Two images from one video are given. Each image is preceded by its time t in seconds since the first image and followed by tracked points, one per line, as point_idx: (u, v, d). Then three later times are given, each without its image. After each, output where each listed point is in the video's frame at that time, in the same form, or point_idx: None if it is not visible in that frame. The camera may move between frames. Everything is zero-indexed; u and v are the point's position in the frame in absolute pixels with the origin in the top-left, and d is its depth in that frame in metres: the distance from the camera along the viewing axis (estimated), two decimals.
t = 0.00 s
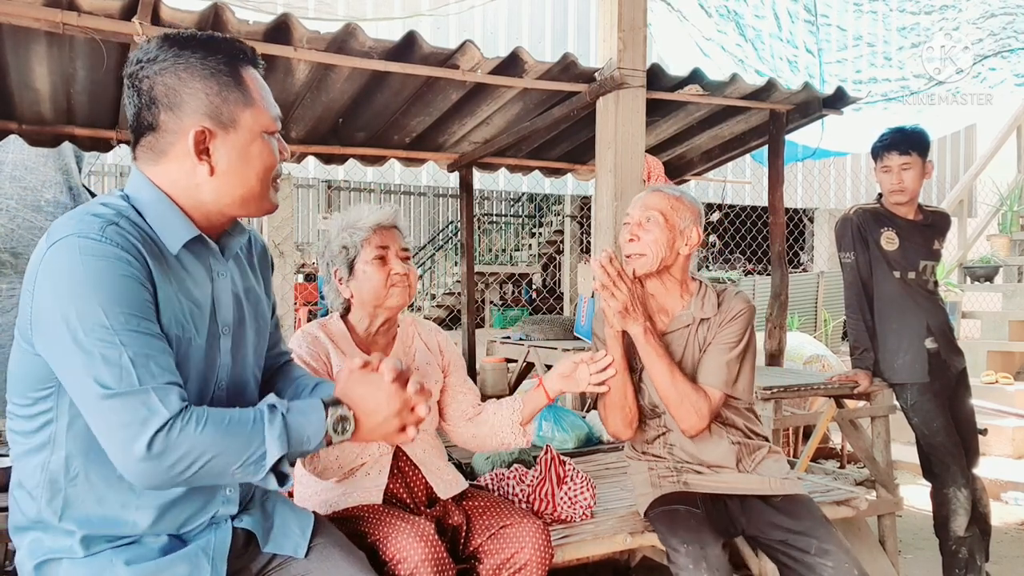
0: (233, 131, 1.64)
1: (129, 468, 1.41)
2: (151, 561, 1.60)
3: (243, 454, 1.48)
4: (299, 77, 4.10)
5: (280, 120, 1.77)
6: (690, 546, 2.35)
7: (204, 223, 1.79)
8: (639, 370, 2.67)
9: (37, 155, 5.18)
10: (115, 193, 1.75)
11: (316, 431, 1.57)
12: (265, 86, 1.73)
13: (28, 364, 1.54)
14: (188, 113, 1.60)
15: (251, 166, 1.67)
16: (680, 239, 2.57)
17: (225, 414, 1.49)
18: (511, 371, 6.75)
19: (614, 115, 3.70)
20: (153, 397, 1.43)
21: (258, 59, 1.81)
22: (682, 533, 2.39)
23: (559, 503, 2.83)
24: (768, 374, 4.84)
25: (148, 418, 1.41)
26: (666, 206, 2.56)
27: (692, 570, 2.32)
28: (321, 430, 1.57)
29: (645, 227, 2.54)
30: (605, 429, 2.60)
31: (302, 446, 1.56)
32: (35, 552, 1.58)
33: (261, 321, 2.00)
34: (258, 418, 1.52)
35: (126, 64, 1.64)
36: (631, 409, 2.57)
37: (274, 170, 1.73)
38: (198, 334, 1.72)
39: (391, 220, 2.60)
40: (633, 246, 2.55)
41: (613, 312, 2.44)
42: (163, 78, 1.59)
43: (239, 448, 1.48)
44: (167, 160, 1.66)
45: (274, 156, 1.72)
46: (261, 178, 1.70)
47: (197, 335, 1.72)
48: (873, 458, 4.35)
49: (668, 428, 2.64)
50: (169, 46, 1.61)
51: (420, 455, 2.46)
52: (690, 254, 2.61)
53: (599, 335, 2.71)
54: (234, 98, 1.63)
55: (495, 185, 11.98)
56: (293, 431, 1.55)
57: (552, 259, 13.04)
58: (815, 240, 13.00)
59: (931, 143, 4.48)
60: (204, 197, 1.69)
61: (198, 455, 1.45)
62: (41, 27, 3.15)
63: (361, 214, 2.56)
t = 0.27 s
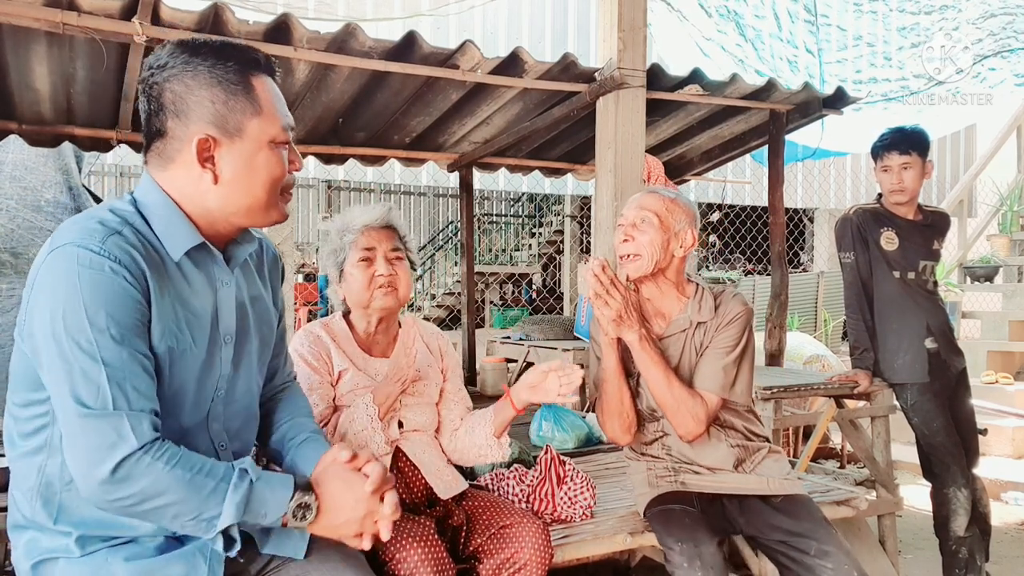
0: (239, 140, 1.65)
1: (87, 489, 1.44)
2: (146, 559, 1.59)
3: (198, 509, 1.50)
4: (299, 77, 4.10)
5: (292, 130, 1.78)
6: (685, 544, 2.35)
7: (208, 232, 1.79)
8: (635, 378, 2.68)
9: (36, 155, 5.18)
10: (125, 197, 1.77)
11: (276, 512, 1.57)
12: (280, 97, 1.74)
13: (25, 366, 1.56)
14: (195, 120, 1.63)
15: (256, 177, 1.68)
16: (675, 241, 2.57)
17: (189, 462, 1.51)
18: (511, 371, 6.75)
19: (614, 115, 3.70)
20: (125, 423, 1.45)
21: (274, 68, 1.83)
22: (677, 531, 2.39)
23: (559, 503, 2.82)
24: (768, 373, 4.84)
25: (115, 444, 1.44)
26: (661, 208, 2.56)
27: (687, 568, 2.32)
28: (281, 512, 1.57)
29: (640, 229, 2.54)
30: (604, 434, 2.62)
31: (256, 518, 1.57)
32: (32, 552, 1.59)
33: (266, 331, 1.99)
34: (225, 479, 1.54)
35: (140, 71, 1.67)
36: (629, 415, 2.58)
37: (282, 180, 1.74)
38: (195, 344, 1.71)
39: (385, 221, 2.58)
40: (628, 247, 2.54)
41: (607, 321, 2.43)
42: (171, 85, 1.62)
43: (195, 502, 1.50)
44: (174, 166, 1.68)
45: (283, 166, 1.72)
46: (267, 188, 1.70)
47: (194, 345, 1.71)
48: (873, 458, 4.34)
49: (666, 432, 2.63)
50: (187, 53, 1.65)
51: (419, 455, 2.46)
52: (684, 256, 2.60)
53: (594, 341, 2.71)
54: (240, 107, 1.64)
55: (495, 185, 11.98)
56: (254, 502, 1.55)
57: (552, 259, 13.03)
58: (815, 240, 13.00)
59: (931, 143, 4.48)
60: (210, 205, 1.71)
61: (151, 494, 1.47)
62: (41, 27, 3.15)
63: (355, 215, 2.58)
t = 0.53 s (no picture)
0: (236, 140, 1.66)
1: (63, 492, 1.46)
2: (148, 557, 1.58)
3: (165, 531, 1.52)
4: (298, 78, 4.10)
5: (299, 136, 1.79)
6: (682, 544, 2.36)
7: (213, 234, 1.80)
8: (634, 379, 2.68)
9: (36, 155, 5.18)
10: (135, 195, 1.78)
11: (239, 548, 1.58)
12: (290, 102, 1.76)
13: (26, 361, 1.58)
14: (194, 117, 1.65)
15: (250, 178, 1.68)
16: (676, 242, 2.57)
17: (165, 482, 1.53)
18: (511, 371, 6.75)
19: (614, 115, 3.70)
20: (109, 434, 1.47)
21: (289, 73, 1.85)
22: (675, 531, 2.39)
23: (559, 503, 2.82)
24: (768, 373, 4.84)
25: (97, 453, 1.46)
26: (661, 209, 2.57)
27: (684, 567, 2.33)
28: (244, 548, 1.58)
29: (640, 230, 2.54)
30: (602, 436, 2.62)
31: (219, 549, 1.57)
32: (34, 551, 1.59)
33: (272, 334, 1.98)
34: (197, 505, 1.55)
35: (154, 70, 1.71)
36: (627, 417, 2.59)
37: (281, 186, 1.73)
38: (196, 347, 1.70)
39: (384, 221, 2.58)
40: (628, 249, 2.54)
41: (606, 326, 2.43)
42: (177, 83, 1.65)
43: (166, 522, 1.51)
44: (175, 164, 1.70)
45: (283, 171, 1.72)
46: (262, 191, 1.70)
47: (195, 348, 1.70)
48: (873, 458, 4.34)
49: (665, 434, 2.63)
50: (197, 52, 1.68)
51: (419, 455, 2.46)
52: (685, 257, 2.60)
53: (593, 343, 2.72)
54: (239, 108, 1.66)
55: (495, 185, 11.98)
56: (220, 532, 1.57)
57: (552, 259, 13.03)
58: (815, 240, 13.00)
59: (931, 143, 4.48)
60: (207, 205, 1.72)
61: (121, 507, 1.48)
62: (41, 27, 3.15)
63: (355, 215, 2.58)
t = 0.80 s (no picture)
0: (223, 135, 1.67)
1: (57, 496, 1.47)
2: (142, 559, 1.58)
3: (154, 537, 1.52)
4: (298, 78, 4.10)
5: (292, 132, 1.78)
6: (684, 543, 2.35)
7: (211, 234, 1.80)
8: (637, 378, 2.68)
9: (37, 155, 5.18)
10: (135, 195, 1.79)
11: (227, 560, 1.60)
12: (284, 99, 1.77)
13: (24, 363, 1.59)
14: (184, 114, 1.67)
15: (238, 174, 1.68)
16: (681, 240, 2.57)
17: (157, 487, 1.54)
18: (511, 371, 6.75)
19: (614, 115, 3.70)
20: (102, 436, 1.48)
21: (286, 72, 1.85)
22: (676, 531, 2.39)
23: (559, 503, 2.82)
24: (768, 373, 4.84)
25: (90, 456, 1.46)
26: (666, 208, 2.56)
27: (686, 566, 2.33)
28: (232, 560, 1.61)
29: (646, 231, 2.53)
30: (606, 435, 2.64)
31: (206, 559, 1.59)
32: (32, 548, 1.60)
33: (273, 334, 1.98)
34: (187, 514, 1.56)
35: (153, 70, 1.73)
36: (630, 418, 2.60)
37: (271, 185, 1.71)
38: (194, 347, 1.70)
39: (384, 221, 2.57)
40: (635, 250, 2.54)
41: (613, 333, 2.40)
42: (172, 82, 1.67)
43: (156, 528, 1.52)
44: (168, 162, 1.71)
45: (272, 168, 1.70)
46: (251, 187, 1.69)
47: (192, 347, 1.70)
48: (873, 458, 4.34)
49: (668, 433, 2.63)
50: (191, 50, 1.70)
51: (419, 456, 2.46)
52: (691, 255, 2.60)
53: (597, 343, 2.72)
54: (226, 103, 1.66)
55: (495, 185, 11.98)
56: (208, 542, 1.58)
57: (552, 259, 13.04)
58: (815, 240, 13.01)
59: (930, 143, 4.48)
60: (198, 203, 1.73)
61: (113, 511, 1.49)
62: (41, 27, 3.15)
63: (356, 215, 2.58)
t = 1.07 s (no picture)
0: (220, 133, 1.67)
1: (53, 497, 1.47)
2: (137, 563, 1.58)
3: (147, 542, 1.52)
4: (298, 78, 4.10)
5: (291, 127, 1.78)
6: (689, 541, 2.35)
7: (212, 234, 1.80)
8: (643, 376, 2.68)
9: (37, 155, 5.17)
10: (136, 195, 1.79)
11: (218, 569, 1.60)
12: (281, 95, 1.77)
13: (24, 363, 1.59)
14: (181, 113, 1.67)
15: (236, 171, 1.68)
16: (687, 238, 2.57)
17: (152, 491, 1.54)
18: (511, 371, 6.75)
19: (614, 115, 3.70)
20: (98, 438, 1.48)
21: (282, 68, 1.85)
22: (681, 529, 2.39)
23: (559, 503, 2.82)
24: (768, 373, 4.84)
25: (85, 458, 1.47)
26: (672, 207, 2.56)
27: (692, 565, 2.32)
28: (225, 567, 1.60)
29: (653, 230, 2.54)
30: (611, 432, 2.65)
31: (197, 566, 1.58)
32: (32, 547, 1.61)
33: (275, 335, 1.97)
34: (181, 518, 1.56)
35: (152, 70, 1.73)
36: (636, 415, 2.60)
37: (273, 178, 1.72)
38: (192, 348, 1.70)
39: (383, 221, 2.57)
40: (641, 249, 2.55)
41: (624, 328, 2.43)
42: (169, 83, 1.68)
43: (149, 532, 1.52)
44: (168, 163, 1.72)
45: (273, 161, 1.71)
46: (250, 183, 1.69)
47: (191, 349, 1.70)
48: (873, 458, 4.34)
49: (673, 431, 2.64)
50: (187, 50, 1.70)
51: (419, 455, 2.46)
52: (697, 253, 2.61)
53: (605, 339, 2.73)
54: (221, 101, 1.67)
55: (495, 185, 11.98)
56: (201, 548, 1.57)
57: (552, 259, 13.04)
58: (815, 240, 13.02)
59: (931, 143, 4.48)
60: (199, 202, 1.73)
61: (108, 513, 1.49)
62: (41, 27, 3.15)
63: (355, 215, 2.58)
